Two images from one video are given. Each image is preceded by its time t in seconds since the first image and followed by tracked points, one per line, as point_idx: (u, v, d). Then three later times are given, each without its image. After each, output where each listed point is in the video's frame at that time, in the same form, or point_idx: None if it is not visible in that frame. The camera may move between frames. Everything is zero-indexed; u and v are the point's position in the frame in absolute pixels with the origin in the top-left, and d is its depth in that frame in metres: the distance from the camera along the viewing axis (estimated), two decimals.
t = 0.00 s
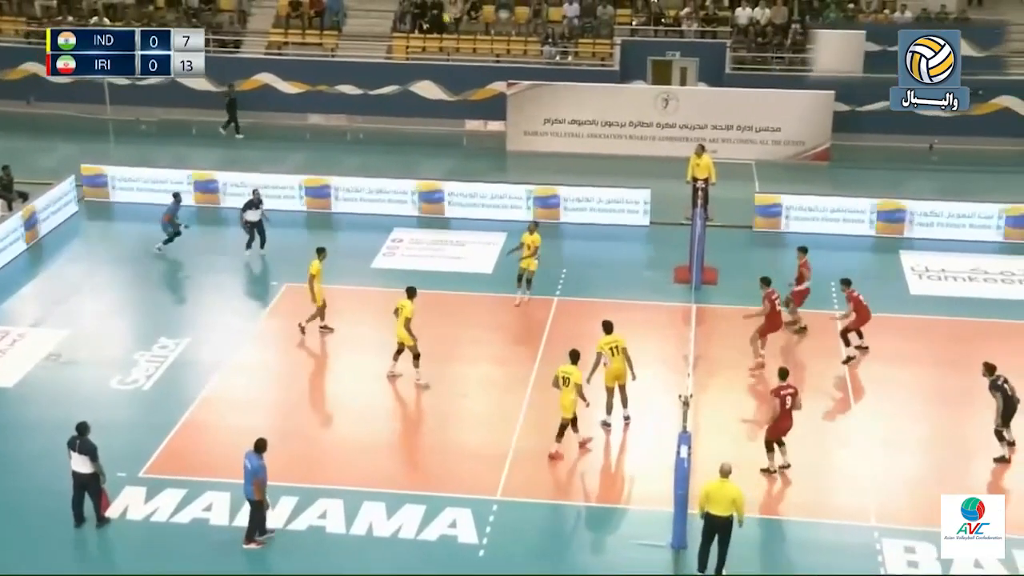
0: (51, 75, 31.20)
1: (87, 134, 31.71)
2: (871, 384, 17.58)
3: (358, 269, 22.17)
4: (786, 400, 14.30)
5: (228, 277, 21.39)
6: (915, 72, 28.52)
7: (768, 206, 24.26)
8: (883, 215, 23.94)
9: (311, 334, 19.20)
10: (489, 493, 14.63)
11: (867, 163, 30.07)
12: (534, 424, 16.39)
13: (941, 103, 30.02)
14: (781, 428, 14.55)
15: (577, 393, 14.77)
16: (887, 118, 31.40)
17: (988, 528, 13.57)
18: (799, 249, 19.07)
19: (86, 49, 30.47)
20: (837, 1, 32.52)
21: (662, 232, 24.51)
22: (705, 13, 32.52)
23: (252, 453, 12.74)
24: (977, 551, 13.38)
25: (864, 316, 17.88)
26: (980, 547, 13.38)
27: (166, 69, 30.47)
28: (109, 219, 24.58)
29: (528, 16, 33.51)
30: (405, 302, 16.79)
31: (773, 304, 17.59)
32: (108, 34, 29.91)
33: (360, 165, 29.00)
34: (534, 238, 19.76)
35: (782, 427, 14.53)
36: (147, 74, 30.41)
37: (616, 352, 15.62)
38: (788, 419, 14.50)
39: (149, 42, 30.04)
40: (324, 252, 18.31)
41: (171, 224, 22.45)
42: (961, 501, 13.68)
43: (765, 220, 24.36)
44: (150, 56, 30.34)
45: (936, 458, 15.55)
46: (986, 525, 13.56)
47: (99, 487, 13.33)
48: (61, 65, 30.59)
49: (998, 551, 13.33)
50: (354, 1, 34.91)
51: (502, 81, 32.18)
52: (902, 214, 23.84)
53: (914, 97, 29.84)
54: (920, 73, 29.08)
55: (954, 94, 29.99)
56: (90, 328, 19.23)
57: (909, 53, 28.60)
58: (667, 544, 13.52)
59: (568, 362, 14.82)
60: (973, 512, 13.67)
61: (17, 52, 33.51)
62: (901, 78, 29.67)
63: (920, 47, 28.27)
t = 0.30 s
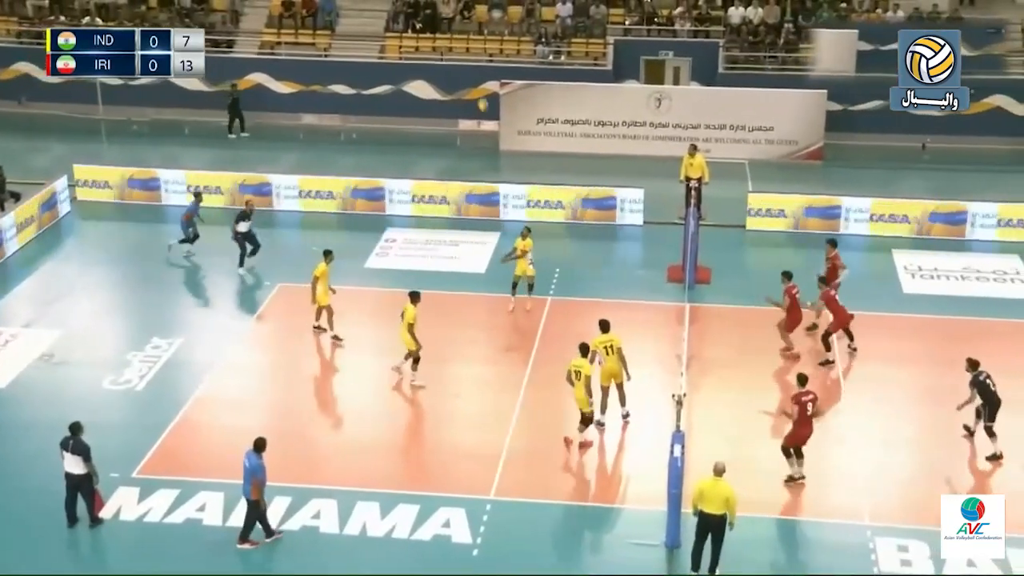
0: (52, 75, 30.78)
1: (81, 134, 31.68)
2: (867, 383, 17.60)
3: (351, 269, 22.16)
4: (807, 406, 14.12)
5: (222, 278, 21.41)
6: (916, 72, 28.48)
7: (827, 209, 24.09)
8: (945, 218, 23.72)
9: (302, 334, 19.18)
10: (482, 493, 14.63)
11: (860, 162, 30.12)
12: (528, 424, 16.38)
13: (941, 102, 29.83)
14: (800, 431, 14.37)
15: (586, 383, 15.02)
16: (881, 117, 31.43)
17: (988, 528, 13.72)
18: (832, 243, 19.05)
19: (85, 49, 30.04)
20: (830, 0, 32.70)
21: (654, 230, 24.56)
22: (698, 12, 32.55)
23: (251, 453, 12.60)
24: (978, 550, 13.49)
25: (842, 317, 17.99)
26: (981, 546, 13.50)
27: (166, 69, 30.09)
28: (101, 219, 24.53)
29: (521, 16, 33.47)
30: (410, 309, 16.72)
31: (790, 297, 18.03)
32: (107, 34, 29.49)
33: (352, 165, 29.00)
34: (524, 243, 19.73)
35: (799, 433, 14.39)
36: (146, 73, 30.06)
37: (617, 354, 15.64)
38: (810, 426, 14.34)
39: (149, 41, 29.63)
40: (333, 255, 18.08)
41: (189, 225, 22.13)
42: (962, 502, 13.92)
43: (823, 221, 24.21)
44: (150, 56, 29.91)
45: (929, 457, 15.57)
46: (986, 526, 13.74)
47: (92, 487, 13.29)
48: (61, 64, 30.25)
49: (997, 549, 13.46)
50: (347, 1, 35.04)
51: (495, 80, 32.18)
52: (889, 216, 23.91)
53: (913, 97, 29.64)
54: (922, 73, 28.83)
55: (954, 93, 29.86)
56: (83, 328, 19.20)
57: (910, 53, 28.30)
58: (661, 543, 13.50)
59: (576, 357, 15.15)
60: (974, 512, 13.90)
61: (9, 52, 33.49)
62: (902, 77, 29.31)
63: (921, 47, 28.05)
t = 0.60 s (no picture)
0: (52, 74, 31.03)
1: (63, 132, 31.57)
2: (849, 378, 17.67)
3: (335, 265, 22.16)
4: (821, 412, 13.74)
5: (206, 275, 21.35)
6: (916, 71, 29.14)
7: (833, 206, 24.12)
8: (950, 213, 23.72)
9: (286, 332, 19.15)
10: (467, 490, 14.64)
11: (843, 159, 30.21)
12: (513, 421, 16.39)
13: (941, 101, 30.15)
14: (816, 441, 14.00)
15: (593, 378, 14.99)
16: (863, 113, 31.54)
17: (989, 528, 13.47)
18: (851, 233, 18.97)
19: (86, 49, 30.34)
20: None
21: (638, 227, 24.60)
22: (682, 8, 32.45)
23: (244, 449, 12.57)
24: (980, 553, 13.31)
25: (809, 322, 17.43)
26: (984, 549, 13.32)
27: (166, 69, 30.59)
28: (83, 217, 24.43)
29: (505, 13, 33.34)
30: (406, 312, 16.59)
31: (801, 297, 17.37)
32: (109, 34, 29.79)
33: (336, 162, 28.96)
34: (524, 241, 19.29)
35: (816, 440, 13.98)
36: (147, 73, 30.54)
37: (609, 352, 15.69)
38: (826, 433, 13.94)
39: (150, 42, 29.99)
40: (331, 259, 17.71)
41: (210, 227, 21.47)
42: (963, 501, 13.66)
43: (828, 218, 24.21)
44: (151, 56, 30.37)
45: (912, 451, 15.63)
46: (986, 526, 13.46)
47: (74, 487, 13.24)
48: (61, 64, 30.49)
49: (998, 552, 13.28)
50: None
51: (479, 76, 32.16)
52: (873, 211, 23.93)
53: (913, 97, 30.20)
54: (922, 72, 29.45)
55: (954, 94, 30.03)
56: (65, 327, 19.13)
57: (910, 53, 29.00)
58: (645, 539, 13.52)
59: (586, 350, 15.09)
60: (973, 511, 13.60)
61: None
62: (901, 76, 30.06)
63: (921, 47, 28.79)
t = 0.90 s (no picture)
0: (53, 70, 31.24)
1: (30, 130, 31.31)
2: (819, 370, 17.80)
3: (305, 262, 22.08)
4: (825, 416, 13.59)
5: (176, 274, 21.24)
6: (915, 70, 29.68)
7: (802, 200, 24.17)
8: (918, 207, 23.93)
9: (257, 330, 19.08)
10: (440, 486, 14.63)
11: (811, 153, 30.39)
12: (485, 416, 16.38)
13: (940, 101, 30.82)
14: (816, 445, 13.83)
15: (588, 370, 15.33)
16: (831, 108, 31.70)
17: (989, 527, 12.85)
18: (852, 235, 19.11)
19: (86, 48, 30.36)
20: None
21: (609, 222, 24.65)
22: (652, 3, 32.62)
23: (226, 448, 12.51)
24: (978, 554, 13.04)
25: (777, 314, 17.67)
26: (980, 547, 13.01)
27: (166, 69, 30.14)
28: (50, 216, 24.25)
29: (475, 9, 33.38)
30: (392, 314, 16.51)
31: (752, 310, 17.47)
32: (107, 34, 29.46)
33: (307, 159, 28.86)
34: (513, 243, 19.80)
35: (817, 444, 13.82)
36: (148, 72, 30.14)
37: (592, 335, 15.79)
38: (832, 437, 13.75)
39: (149, 41, 29.42)
40: (313, 259, 17.63)
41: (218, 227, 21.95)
42: (962, 502, 12.81)
43: (797, 212, 24.31)
44: (151, 56, 29.90)
45: (880, 444, 15.74)
46: (987, 526, 12.82)
47: (39, 490, 13.13)
48: (63, 63, 30.67)
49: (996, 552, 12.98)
50: None
51: (450, 72, 32.11)
52: (842, 204, 24.07)
53: (913, 96, 30.75)
54: (921, 71, 30.01)
55: (954, 94, 30.54)
56: (33, 326, 18.98)
57: (910, 52, 29.44)
58: (618, 533, 13.55)
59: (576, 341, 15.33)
60: (973, 512, 12.76)
61: None
62: (901, 77, 30.63)
63: (921, 47, 29.11)
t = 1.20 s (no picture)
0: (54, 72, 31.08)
1: None
2: (757, 358, 17.99)
3: (243, 260, 21.89)
4: (800, 415, 13.51)
5: (111, 274, 20.96)
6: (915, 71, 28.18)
7: (740, 190, 24.48)
8: (853, 196, 24.21)
9: (197, 329, 18.90)
10: (383, 483, 14.58)
11: (748, 144, 30.66)
12: (428, 412, 16.35)
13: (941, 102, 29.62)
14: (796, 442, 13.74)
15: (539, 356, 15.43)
16: (767, 99, 31.91)
17: (990, 528, 12.65)
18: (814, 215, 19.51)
19: (86, 48, 29.83)
20: None
21: (548, 215, 24.68)
22: None
23: (174, 450, 12.41)
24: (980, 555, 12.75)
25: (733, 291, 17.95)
26: (982, 549, 12.76)
27: (166, 69, 29.70)
28: None
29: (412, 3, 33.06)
30: (343, 317, 16.24)
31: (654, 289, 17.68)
32: (108, 34, 28.94)
33: (244, 156, 28.58)
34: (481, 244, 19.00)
35: (796, 441, 13.74)
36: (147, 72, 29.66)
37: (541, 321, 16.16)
38: (805, 435, 13.73)
39: (149, 42, 29.03)
40: (268, 267, 17.44)
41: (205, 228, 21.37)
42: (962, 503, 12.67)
43: (735, 203, 24.58)
44: (150, 56, 29.44)
45: (818, 431, 15.92)
46: (987, 526, 12.62)
47: None
48: (62, 64, 30.54)
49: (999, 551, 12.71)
50: None
51: (387, 67, 31.98)
52: (779, 195, 24.30)
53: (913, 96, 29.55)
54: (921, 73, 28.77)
55: (953, 93, 29.83)
56: None
57: (910, 54, 28.15)
58: (561, 526, 13.60)
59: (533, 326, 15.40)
60: (974, 512, 12.65)
61: None
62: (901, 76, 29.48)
63: (921, 47, 27.85)
